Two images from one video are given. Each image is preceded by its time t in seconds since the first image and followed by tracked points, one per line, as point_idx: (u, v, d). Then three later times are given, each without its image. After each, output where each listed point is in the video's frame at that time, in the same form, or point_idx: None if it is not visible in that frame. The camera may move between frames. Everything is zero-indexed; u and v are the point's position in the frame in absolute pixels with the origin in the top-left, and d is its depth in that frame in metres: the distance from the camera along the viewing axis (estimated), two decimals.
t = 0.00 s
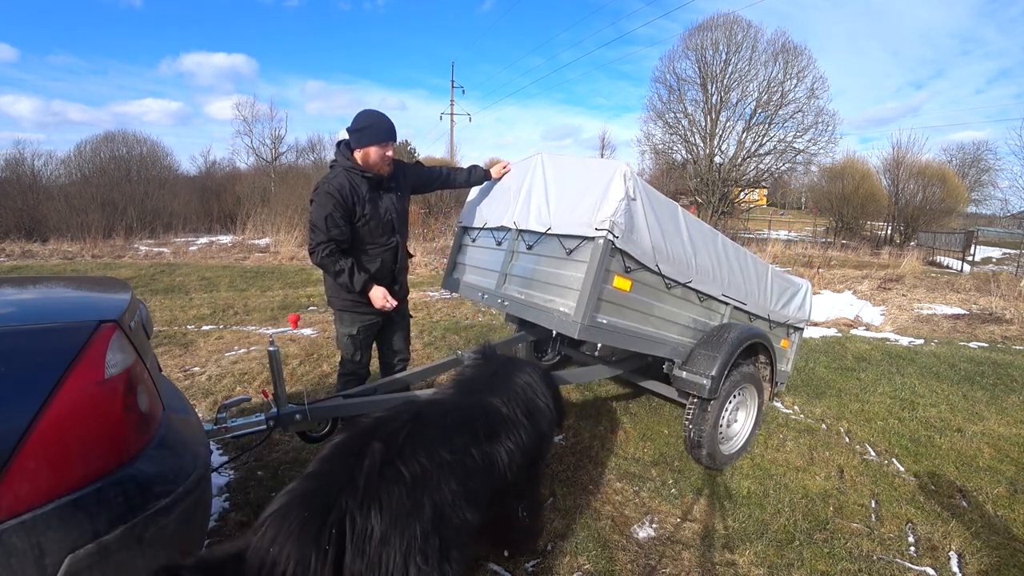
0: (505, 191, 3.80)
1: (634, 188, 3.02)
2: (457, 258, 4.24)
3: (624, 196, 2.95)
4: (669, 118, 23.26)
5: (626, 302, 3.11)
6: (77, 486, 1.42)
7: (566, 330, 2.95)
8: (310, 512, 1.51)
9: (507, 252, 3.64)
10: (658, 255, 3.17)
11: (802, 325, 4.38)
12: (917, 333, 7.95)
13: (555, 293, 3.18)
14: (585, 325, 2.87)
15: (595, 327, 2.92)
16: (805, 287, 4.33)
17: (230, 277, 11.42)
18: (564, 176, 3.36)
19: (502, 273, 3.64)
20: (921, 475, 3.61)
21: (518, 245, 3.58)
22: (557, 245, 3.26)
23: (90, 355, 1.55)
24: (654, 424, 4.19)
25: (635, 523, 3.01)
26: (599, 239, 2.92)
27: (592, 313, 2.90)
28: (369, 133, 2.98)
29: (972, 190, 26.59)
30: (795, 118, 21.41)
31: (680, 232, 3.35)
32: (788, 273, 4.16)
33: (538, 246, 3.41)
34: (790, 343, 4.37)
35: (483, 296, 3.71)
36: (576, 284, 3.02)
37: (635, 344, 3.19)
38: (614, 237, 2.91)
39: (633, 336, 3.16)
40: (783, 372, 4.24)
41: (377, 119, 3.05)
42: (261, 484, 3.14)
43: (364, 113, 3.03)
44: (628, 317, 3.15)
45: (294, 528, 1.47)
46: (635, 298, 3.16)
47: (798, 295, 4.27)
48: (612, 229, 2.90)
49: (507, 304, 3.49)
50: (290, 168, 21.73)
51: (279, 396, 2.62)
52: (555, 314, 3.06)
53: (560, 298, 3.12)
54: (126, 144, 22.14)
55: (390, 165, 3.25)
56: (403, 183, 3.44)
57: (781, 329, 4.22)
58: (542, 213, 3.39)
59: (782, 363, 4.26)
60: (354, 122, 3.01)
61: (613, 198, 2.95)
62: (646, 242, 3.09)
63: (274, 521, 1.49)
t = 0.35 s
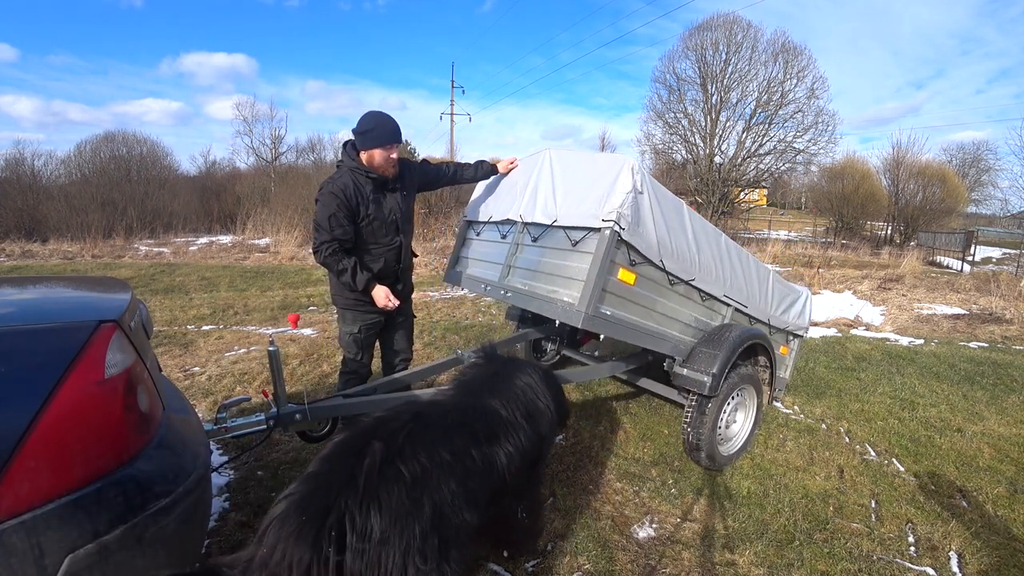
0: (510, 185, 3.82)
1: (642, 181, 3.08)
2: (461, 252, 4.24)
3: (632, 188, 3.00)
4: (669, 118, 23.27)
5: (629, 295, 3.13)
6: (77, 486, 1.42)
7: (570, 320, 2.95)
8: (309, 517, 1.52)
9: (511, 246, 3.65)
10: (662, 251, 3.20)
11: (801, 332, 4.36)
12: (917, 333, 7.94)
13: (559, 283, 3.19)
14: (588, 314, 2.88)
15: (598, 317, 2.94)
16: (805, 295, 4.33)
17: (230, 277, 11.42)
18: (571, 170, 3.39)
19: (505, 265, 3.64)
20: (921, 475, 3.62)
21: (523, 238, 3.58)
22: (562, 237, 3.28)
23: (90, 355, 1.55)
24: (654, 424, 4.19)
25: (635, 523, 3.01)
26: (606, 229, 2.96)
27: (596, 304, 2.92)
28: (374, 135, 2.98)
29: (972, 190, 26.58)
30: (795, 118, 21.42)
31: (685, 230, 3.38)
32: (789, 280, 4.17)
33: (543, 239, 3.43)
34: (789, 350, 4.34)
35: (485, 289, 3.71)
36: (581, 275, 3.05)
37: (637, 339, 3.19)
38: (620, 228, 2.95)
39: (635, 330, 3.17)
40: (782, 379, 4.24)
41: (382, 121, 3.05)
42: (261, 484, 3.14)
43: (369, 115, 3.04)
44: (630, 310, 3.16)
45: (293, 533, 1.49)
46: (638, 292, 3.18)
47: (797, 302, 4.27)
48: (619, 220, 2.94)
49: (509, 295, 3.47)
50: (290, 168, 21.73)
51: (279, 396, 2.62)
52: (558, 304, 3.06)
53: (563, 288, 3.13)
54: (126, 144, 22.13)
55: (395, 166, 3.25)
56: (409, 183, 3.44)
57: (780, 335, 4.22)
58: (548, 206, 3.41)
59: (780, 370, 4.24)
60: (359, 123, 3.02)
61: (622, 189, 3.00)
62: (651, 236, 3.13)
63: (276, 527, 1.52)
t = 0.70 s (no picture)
0: (516, 180, 3.84)
1: (648, 176, 3.12)
2: (464, 248, 4.24)
3: (639, 182, 3.04)
4: (669, 118, 23.27)
5: (632, 289, 3.14)
6: (78, 486, 1.42)
7: (573, 311, 2.95)
8: (306, 527, 1.53)
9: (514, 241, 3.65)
10: (666, 247, 3.22)
11: (801, 338, 4.35)
12: (917, 333, 7.94)
13: (562, 275, 3.19)
14: (592, 305, 2.89)
15: (602, 310, 2.94)
16: (805, 302, 4.34)
17: (230, 277, 11.42)
18: (577, 166, 3.41)
19: (507, 260, 3.63)
20: (921, 475, 3.62)
21: (527, 232, 3.58)
22: (566, 230, 3.29)
23: (90, 355, 1.55)
24: (654, 424, 4.19)
25: (635, 523, 3.01)
26: (612, 221, 2.98)
27: (600, 296, 2.93)
28: (383, 137, 2.98)
29: (972, 190, 26.57)
30: (795, 118, 21.42)
31: (688, 228, 3.41)
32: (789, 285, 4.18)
33: (547, 233, 3.42)
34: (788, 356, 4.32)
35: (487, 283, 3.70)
36: (585, 267, 3.05)
37: (639, 334, 3.19)
38: (626, 221, 2.97)
39: (637, 325, 3.17)
40: (781, 384, 4.25)
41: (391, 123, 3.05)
42: (261, 484, 3.14)
43: (379, 116, 3.04)
44: (632, 305, 3.16)
45: (294, 544, 1.51)
46: (641, 287, 3.19)
47: (798, 309, 4.27)
48: (625, 213, 2.97)
49: (512, 288, 3.46)
50: (290, 168, 21.74)
51: (279, 396, 2.62)
52: (561, 296, 3.06)
53: (567, 280, 3.13)
54: (126, 143, 22.13)
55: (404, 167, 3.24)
56: (417, 182, 3.44)
57: (780, 340, 4.21)
58: (553, 201, 3.41)
59: (779, 375, 4.24)
60: (370, 124, 3.02)
61: (629, 182, 3.04)
62: (655, 231, 3.15)
63: (276, 539, 1.53)
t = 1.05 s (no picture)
0: (517, 180, 3.84)
1: (648, 176, 3.12)
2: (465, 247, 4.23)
3: (639, 181, 3.05)
4: (669, 118, 23.27)
5: (632, 289, 3.14)
6: (78, 486, 1.42)
7: (573, 311, 2.95)
8: (274, 550, 1.53)
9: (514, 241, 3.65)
10: (667, 247, 3.22)
11: (801, 339, 4.35)
12: (917, 333, 7.94)
13: (562, 275, 3.19)
14: (592, 305, 2.89)
15: (602, 310, 2.95)
16: (805, 303, 4.34)
17: (230, 277, 11.42)
18: (578, 165, 3.41)
19: (508, 259, 3.63)
20: (921, 475, 3.62)
21: (528, 232, 3.58)
22: (566, 230, 3.29)
23: (90, 355, 1.55)
24: (654, 424, 4.19)
25: (635, 522, 3.01)
26: (612, 221, 2.98)
27: (600, 296, 2.93)
28: (384, 136, 2.99)
29: (972, 190, 26.56)
30: (795, 118, 21.42)
31: (688, 228, 3.41)
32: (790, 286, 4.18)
33: (548, 232, 3.42)
34: (788, 357, 4.32)
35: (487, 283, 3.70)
36: (585, 267, 3.05)
37: (639, 334, 3.19)
38: (626, 221, 2.97)
39: (638, 324, 3.17)
40: (781, 384, 4.25)
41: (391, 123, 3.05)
42: (261, 484, 3.14)
43: (379, 116, 3.04)
44: (633, 305, 3.16)
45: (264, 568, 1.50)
46: (641, 287, 3.19)
47: (798, 309, 4.27)
48: (625, 212, 2.97)
49: (512, 288, 3.46)
50: (290, 168, 21.74)
51: (279, 396, 2.62)
52: (562, 296, 3.06)
53: (567, 280, 3.13)
54: (126, 144, 22.12)
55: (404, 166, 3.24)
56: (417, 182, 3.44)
57: (780, 340, 4.21)
58: (554, 200, 3.41)
59: (779, 375, 4.23)
60: (369, 124, 3.02)
61: (631, 181, 3.05)
62: (655, 231, 3.15)
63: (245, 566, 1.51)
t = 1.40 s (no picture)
0: (515, 180, 3.84)
1: (648, 176, 3.12)
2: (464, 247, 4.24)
3: (639, 182, 3.05)
4: (669, 118, 23.27)
5: (633, 289, 3.14)
6: (78, 485, 1.42)
7: (573, 311, 2.95)
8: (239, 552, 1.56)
9: (513, 242, 3.66)
10: (667, 247, 3.22)
11: (801, 339, 4.35)
12: (917, 333, 7.94)
13: (563, 274, 3.19)
14: (592, 306, 2.89)
15: (602, 310, 2.95)
16: (805, 303, 4.34)
17: (230, 277, 11.42)
18: (578, 165, 3.41)
19: (508, 259, 3.63)
20: (921, 475, 3.62)
21: (528, 232, 3.58)
22: (566, 230, 3.29)
23: (90, 355, 1.55)
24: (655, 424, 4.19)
25: (636, 522, 3.01)
26: (612, 221, 2.98)
27: (600, 295, 2.94)
28: (349, 142, 2.98)
29: (972, 190, 26.55)
30: (795, 118, 21.42)
31: (688, 229, 3.41)
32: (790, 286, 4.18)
33: (548, 233, 3.42)
34: (788, 357, 4.32)
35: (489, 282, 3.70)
36: (586, 267, 3.06)
37: (639, 335, 3.19)
38: (627, 221, 2.98)
39: (638, 325, 3.17)
40: (781, 384, 4.25)
41: (357, 128, 3.04)
42: (261, 484, 3.14)
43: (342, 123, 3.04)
44: (634, 304, 3.17)
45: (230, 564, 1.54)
46: (641, 287, 3.19)
47: (799, 309, 4.27)
48: (625, 213, 2.97)
49: (512, 288, 3.46)
50: (290, 168, 21.73)
51: (279, 396, 2.62)
52: (562, 296, 3.05)
53: (567, 280, 3.13)
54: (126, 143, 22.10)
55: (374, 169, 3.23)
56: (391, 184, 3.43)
57: (780, 340, 4.21)
58: (554, 200, 3.42)
59: (779, 376, 4.24)
60: (333, 133, 3.02)
61: (631, 182, 3.05)
62: (655, 231, 3.16)
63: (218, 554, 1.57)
